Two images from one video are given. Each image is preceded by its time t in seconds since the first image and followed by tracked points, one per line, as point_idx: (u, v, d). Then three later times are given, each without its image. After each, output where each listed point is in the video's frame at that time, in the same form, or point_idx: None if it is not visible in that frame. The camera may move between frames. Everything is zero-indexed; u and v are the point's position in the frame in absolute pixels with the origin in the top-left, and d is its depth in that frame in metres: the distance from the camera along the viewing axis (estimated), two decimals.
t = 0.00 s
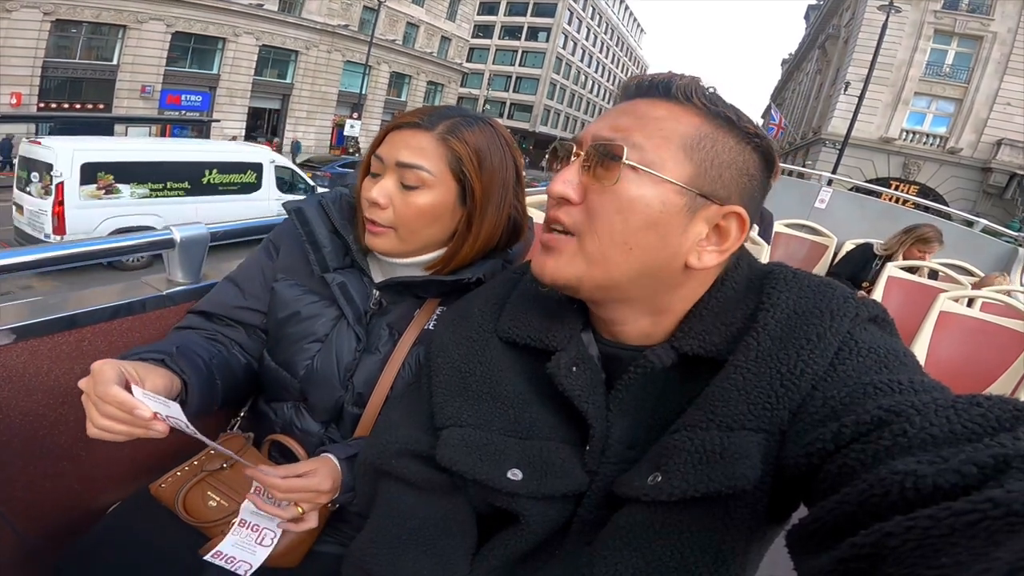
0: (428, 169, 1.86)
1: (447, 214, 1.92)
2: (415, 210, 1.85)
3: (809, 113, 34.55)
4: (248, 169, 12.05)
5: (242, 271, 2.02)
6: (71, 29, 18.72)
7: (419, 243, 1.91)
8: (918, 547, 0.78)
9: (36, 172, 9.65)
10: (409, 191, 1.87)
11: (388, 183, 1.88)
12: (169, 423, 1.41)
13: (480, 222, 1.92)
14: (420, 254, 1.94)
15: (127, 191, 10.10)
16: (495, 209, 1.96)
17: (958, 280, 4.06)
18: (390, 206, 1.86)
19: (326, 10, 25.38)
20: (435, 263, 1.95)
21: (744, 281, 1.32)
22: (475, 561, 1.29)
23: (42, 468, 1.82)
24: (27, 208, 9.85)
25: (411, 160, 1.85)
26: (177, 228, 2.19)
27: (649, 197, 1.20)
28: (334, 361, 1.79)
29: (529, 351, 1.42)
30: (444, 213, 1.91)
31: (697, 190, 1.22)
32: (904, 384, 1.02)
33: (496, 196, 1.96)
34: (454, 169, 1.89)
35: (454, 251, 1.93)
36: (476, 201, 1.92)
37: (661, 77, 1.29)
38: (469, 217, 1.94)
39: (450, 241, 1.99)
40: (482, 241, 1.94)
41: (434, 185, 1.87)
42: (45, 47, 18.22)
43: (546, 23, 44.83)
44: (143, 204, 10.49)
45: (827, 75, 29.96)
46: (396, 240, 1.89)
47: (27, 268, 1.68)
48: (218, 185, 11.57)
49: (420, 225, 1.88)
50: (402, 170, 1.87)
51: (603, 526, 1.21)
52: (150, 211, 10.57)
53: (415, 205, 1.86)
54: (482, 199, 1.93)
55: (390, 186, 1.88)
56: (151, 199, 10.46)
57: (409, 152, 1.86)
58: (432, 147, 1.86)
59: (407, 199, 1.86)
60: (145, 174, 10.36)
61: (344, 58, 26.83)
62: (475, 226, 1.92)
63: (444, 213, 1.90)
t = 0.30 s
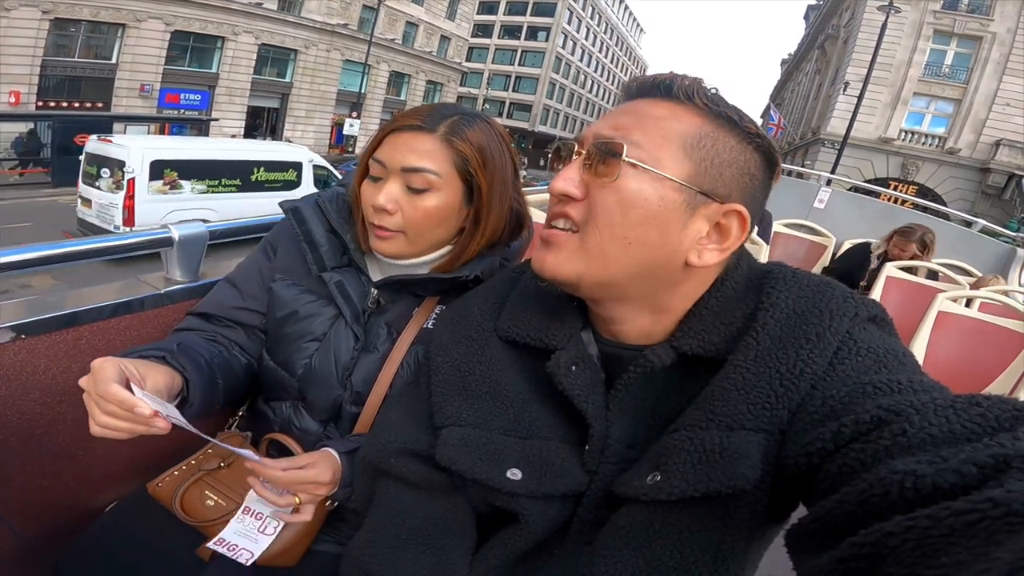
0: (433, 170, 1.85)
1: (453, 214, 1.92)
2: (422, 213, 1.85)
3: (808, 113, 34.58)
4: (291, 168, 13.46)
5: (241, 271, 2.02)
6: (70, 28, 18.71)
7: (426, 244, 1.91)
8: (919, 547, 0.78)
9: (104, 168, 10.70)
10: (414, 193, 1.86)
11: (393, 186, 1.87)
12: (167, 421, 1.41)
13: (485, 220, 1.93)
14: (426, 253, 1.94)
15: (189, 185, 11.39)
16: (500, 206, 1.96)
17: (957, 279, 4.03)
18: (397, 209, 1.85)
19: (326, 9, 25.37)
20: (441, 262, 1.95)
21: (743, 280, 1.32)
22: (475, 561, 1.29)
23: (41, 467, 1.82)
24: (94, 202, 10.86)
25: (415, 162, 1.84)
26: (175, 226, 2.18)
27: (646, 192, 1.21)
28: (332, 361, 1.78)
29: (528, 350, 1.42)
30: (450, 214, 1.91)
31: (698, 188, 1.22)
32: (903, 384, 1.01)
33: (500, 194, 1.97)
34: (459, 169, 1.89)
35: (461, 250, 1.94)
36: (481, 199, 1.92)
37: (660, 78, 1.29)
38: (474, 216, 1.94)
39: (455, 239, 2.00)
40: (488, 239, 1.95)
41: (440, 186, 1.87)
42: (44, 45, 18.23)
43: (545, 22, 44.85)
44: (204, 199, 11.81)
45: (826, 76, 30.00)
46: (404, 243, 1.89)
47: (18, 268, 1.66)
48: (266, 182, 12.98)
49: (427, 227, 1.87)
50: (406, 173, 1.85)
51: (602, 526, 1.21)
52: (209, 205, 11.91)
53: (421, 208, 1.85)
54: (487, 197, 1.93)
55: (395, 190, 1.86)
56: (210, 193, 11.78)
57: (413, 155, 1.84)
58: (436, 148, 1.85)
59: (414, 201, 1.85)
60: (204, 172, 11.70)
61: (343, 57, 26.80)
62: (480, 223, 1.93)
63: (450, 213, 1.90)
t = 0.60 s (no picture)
0: (431, 171, 1.84)
1: (452, 214, 1.92)
2: (421, 213, 1.85)
3: (806, 113, 34.63)
4: (319, 167, 14.31)
5: (238, 272, 2.02)
6: (68, 28, 18.70)
7: (425, 244, 1.91)
8: (919, 547, 0.78)
9: (155, 166, 11.55)
10: (413, 193, 1.85)
11: (391, 187, 1.86)
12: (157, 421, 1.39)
13: (486, 219, 1.93)
14: (427, 253, 1.94)
15: (232, 183, 12.19)
16: (498, 205, 1.96)
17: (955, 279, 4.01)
18: (395, 209, 1.84)
19: (325, 9, 25.37)
20: (443, 261, 1.95)
21: (745, 283, 1.32)
22: (475, 561, 1.29)
23: (39, 467, 1.81)
24: (145, 198, 11.66)
25: (414, 162, 1.83)
26: (173, 225, 2.17)
27: (642, 186, 1.21)
28: (331, 360, 1.78)
29: (528, 349, 1.41)
30: (449, 214, 1.90)
31: (698, 188, 1.22)
32: (904, 384, 1.01)
33: (499, 193, 1.97)
34: (457, 169, 1.88)
35: (460, 250, 1.94)
36: (480, 199, 1.92)
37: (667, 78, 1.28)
38: (472, 215, 1.94)
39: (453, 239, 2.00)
40: (486, 239, 1.95)
41: (439, 187, 1.86)
42: (42, 45, 18.22)
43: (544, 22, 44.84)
44: (245, 195, 12.59)
45: (824, 76, 30.05)
46: (402, 243, 1.88)
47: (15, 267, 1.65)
48: (298, 179, 13.84)
49: (425, 227, 1.87)
50: (405, 174, 1.84)
51: (602, 526, 1.21)
52: (249, 202, 12.68)
53: (420, 208, 1.84)
54: (486, 197, 1.93)
55: (394, 191, 1.85)
56: (251, 191, 12.59)
57: (411, 155, 1.83)
58: (435, 149, 1.85)
59: (412, 201, 1.85)
60: (245, 170, 12.49)
61: (342, 57, 26.78)
62: (481, 222, 1.93)
63: (449, 213, 1.90)
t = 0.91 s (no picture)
0: (425, 170, 1.84)
1: (446, 214, 1.92)
2: (414, 212, 1.85)
3: (805, 115, 34.69)
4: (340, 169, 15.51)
5: (237, 273, 2.02)
6: (67, 31, 18.73)
7: (419, 243, 1.91)
8: (919, 547, 0.78)
9: (192, 168, 12.68)
10: (407, 192, 1.86)
11: (385, 185, 1.87)
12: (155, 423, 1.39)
13: (479, 219, 1.93)
14: (421, 253, 1.95)
15: (264, 183, 13.37)
16: (493, 206, 1.96)
17: (954, 279, 4.00)
18: (389, 208, 1.85)
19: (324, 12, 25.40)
20: (437, 261, 1.96)
21: (744, 284, 1.32)
22: (475, 561, 1.29)
23: (38, 468, 1.81)
24: (183, 199, 12.77)
25: (407, 161, 1.84)
26: (173, 227, 2.17)
27: (638, 186, 1.21)
28: (331, 360, 1.77)
29: (528, 349, 1.41)
30: (443, 213, 1.91)
31: (693, 189, 1.22)
32: (903, 384, 1.01)
33: (494, 193, 1.96)
34: (451, 169, 1.89)
35: (455, 250, 1.94)
36: (474, 199, 1.92)
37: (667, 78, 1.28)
38: (467, 216, 1.94)
39: (449, 239, 2.00)
40: (482, 239, 1.95)
41: (432, 185, 1.86)
42: (41, 48, 18.26)
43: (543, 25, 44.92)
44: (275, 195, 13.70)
45: (823, 76, 30.06)
46: (396, 242, 1.89)
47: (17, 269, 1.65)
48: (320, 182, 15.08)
49: (419, 226, 1.87)
50: (399, 172, 1.85)
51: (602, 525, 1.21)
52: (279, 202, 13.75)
53: (414, 207, 1.85)
54: (481, 197, 1.93)
55: (387, 189, 1.86)
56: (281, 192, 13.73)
57: (404, 154, 1.84)
58: (428, 148, 1.85)
59: (406, 200, 1.85)
60: (276, 172, 13.60)
61: (341, 60, 26.80)
62: (474, 222, 1.93)
63: (443, 212, 1.90)
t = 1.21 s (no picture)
0: (418, 166, 1.85)
1: (439, 211, 1.92)
2: (407, 208, 1.85)
3: (804, 115, 34.70)
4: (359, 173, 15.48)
5: (236, 274, 2.02)
6: (65, 32, 18.74)
7: (412, 240, 1.91)
8: (920, 546, 0.78)
9: (217, 170, 12.79)
10: (400, 189, 1.86)
11: (378, 181, 1.88)
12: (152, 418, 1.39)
13: (470, 217, 1.92)
14: (414, 251, 1.94)
15: (284, 185, 13.31)
16: (487, 204, 1.95)
17: (954, 279, 3.99)
18: (381, 204, 1.85)
19: (322, 14, 25.39)
20: (429, 259, 1.95)
21: (743, 284, 1.32)
22: (476, 562, 1.29)
23: (37, 469, 1.80)
24: (208, 199, 12.88)
25: (401, 158, 1.85)
26: (173, 228, 2.18)
27: (633, 186, 1.21)
28: (330, 361, 1.77)
29: (529, 350, 1.41)
30: (436, 211, 1.90)
31: (688, 187, 1.22)
32: (903, 383, 1.01)
33: (487, 192, 1.96)
34: (444, 166, 1.89)
35: (447, 248, 1.93)
36: (467, 197, 1.92)
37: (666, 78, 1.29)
38: (460, 214, 1.93)
39: (443, 237, 1.99)
40: (474, 238, 1.94)
41: (425, 182, 1.87)
42: (39, 50, 18.28)
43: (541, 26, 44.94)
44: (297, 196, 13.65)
45: (822, 77, 30.04)
46: (388, 238, 1.88)
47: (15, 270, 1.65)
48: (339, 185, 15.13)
49: (411, 222, 1.87)
50: (392, 168, 1.86)
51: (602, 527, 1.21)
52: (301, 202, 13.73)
53: (407, 203, 1.85)
54: (474, 195, 1.93)
55: (380, 184, 1.88)
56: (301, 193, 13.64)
57: (398, 149, 1.86)
58: (421, 144, 1.86)
59: (399, 196, 1.86)
60: (296, 173, 13.57)
61: (339, 62, 26.81)
62: (465, 220, 1.92)
63: (436, 210, 1.90)
